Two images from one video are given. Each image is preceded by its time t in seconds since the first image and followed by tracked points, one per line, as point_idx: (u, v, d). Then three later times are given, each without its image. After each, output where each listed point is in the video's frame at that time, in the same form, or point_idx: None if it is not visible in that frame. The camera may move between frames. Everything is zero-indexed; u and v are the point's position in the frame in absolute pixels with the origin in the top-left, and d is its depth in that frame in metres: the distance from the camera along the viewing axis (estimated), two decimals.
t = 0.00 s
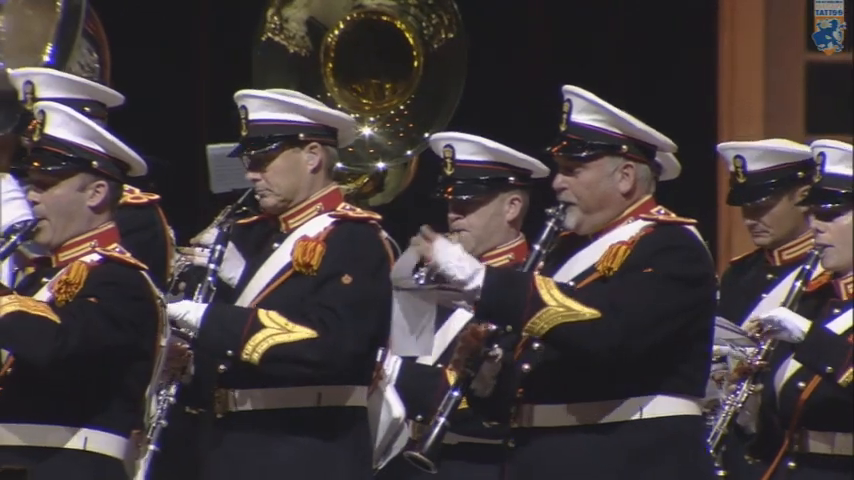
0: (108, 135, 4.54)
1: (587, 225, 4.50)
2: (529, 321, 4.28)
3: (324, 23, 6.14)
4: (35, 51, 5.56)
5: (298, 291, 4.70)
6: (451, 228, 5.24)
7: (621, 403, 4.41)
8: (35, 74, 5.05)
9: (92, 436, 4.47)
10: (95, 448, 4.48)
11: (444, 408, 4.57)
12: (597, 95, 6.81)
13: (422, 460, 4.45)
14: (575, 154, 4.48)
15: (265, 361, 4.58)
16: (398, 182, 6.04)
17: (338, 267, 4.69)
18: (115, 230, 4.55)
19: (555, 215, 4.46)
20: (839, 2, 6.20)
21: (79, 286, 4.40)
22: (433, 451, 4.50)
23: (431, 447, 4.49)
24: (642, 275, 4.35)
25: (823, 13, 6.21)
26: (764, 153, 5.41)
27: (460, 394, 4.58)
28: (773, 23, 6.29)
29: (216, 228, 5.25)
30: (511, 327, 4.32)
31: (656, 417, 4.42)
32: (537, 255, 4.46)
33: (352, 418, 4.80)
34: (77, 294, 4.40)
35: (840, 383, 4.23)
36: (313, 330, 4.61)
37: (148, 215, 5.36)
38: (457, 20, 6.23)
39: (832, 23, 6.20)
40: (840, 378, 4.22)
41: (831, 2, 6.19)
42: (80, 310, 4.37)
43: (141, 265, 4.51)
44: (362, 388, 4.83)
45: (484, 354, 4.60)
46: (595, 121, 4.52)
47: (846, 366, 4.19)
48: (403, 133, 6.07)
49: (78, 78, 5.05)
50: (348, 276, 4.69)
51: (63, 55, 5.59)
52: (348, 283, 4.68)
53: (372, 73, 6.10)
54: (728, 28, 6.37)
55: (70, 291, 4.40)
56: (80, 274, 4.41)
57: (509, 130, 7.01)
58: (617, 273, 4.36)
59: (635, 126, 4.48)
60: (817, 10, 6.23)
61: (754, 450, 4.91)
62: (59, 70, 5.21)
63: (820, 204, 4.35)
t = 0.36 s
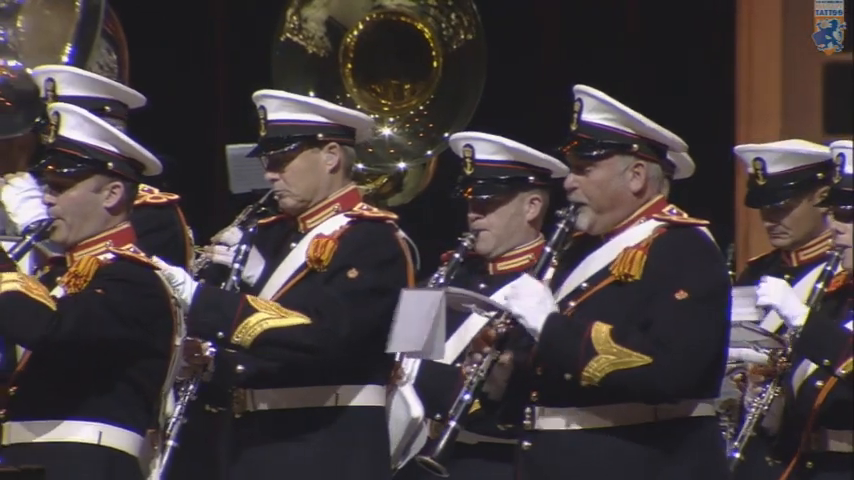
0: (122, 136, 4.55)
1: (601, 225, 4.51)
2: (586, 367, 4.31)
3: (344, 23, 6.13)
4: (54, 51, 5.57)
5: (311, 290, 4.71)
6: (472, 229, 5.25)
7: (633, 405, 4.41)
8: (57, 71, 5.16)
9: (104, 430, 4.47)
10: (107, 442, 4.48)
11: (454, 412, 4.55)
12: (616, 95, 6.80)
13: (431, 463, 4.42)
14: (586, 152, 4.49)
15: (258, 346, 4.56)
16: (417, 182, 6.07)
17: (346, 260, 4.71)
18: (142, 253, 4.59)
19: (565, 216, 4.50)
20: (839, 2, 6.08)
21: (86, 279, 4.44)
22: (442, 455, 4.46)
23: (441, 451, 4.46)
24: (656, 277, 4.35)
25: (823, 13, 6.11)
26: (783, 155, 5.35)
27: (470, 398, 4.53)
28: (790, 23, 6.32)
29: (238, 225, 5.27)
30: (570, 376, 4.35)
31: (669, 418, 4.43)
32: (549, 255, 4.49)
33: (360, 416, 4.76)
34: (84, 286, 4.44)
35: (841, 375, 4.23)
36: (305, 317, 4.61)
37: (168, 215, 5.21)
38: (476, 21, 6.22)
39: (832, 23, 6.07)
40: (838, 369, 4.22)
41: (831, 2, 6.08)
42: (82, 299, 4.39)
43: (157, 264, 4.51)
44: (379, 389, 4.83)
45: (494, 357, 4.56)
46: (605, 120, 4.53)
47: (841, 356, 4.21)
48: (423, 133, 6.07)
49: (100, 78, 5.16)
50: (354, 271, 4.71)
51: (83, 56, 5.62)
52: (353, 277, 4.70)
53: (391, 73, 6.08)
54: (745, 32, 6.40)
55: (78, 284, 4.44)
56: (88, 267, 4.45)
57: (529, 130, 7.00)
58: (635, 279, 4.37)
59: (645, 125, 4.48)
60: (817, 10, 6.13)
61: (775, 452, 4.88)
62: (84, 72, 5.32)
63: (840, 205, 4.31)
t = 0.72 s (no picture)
0: (127, 135, 4.56)
1: (613, 222, 4.51)
2: (598, 378, 4.33)
3: (356, 23, 6.15)
4: (65, 51, 5.57)
5: (323, 290, 4.73)
6: (486, 229, 5.30)
7: (644, 406, 4.41)
8: (73, 71, 5.08)
9: (115, 431, 4.46)
10: (118, 443, 4.46)
11: (463, 419, 4.47)
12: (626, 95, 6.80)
13: (442, 472, 4.34)
14: (604, 149, 4.47)
15: (291, 386, 4.63)
16: (430, 182, 6.05)
17: (366, 271, 4.72)
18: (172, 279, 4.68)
19: (571, 217, 4.56)
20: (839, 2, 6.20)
21: (93, 279, 4.41)
22: (451, 464, 4.37)
23: (450, 461, 4.37)
24: (670, 279, 4.36)
25: (823, 13, 6.24)
26: (797, 154, 5.36)
27: (480, 404, 4.47)
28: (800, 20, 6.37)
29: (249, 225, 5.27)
30: (586, 386, 4.38)
31: (682, 420, 4.43)
32: (553, 259, 4.52)
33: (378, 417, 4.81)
34: (91, 286, 4.41)
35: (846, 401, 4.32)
36: (332, 359, 4.61)
37: (181, 216, 5.20)
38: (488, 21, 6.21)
39: (832, 23, 6.20)
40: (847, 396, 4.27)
41: (831, 2, 6.20)
42: (91, 298, 4.36)
43: (162, 265, 4.50)
44: (390, 389, 4.85)
45: (502, 363, 4.51)
46: (627, 116, 4.52)
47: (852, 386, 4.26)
48: (436, 133, 6.06)
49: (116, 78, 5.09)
50: (373, 283, 4.72)
51: (95, 55, 5.64)
52: (372, 290, 4.71)
53: (404, 73, 6.10)
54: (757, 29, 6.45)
55: (85, 284, 4.41)
56: (95, 267, 4.41)
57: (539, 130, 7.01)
58: (649, 277, 4.37)
59: (669, 123, 4.48)
60: (817, 10, 6.25)
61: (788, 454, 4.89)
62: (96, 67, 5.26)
63: None
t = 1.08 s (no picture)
0: (137, 135, 4.53)
1: (630, 222, 4.53)
2: (613, 377, 4.32)
3: (371, 23, 6.16)
4: (79, 50, 5.52)
5: (336, 289, 4.74)
6: (500, 229, 5.31)
7: (658, 404, 4.37)
8: (90, 70, 5.09)
9: (128, 430, 4.42)
10: (132, 443, 4.43)
11: (479, 412, 4.46)
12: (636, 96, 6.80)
13: (455, 464, 4.30)
14: (625, 149, 4.48)
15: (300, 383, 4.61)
16: (444, 183, 6.06)
17: (379, 272, 4.72)
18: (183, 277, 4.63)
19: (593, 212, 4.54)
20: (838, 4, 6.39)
21: (104, 278, 4.39)
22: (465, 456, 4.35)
23: (464, 453, 4.35)
24: (687, 278, 4.36)
25: (823, 13, 6.39)
26: (813, 158, 5.22)
27: (496, 398, 4.44)
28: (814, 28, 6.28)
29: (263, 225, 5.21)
30: (600, 384, 4.37)
31: (696, 419, 4.37)
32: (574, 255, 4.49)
33: (391, 416, 4.80)
34: (102, 285, 4.39)
35: None
36: (345, 357, 4.59)
37: (201, 215, 5.21)
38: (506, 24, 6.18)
39: (832, 23, 6.35)
40: None
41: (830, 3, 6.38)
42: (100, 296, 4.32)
43: (174, 266, 4.49)
44: (403, 389, 4.84)
45: (521, 357, 4.48)
46: (648, 116, 4.52)
47: None
48: (452, 133, 6.07)
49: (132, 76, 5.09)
50: (387, 283, 4.71)
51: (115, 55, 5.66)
52: (386, 290, 4.70)
53: (419, 74, 6.12)
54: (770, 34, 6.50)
55: (95, 283, 4.39)
56: (107, 267, 4.40)
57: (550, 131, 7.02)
58: (667, 277, 4.38)
59: (691, 124, 4.49)
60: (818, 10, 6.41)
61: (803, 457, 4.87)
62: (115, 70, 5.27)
63: None
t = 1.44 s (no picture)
0: (146, 135, 4.49)
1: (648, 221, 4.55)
2: (630, 376, 4.34)
3: (382, 23, 6.20)
4: (88, 50, 5.54)
5: (345, 291, 4.70)
6: (512, 229, 5.31)
7: (676, 404, 4.38)
8: (108, 70, 5.15)
9: (140, 435, 4.37)
10: (144, 447, 4.37)
11: (498, 412, 4.56)
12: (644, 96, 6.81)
13: (477, 465, 4.45)
14: (641, 147, 4.49)
15: (314, 389, 4.57)
16: (455, 184, 6.09)
17: (389, 273, 4.69)
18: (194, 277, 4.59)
19: (610, 212, 4.59)
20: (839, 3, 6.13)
21: (120, 291, 4.31)
22: (486, 457, 4.47)
23: (484, 454, 4.47)
24: (702, 278, 4.36)
25: (823, 13, 6.14)
26: (829, 159, 5.19)
27: (514, 399, 4.55)
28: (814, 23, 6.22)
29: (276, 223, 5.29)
30: (617, 384, 4.38)
31: (712, 419, 4.38)
32: (590, 255, 4.56)
33: (405, 417, 4.81)
34: (118, 298, 4.31)
35: None
36: (361, 359, 4.56)
37: (219, 215, 5.22)
38: (516, 22, 6.16)
39: (832, 23, 6.10)
40: None
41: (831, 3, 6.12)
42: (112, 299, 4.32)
43: (186, 267, 4.43)
44: (414, 390, 4.85)
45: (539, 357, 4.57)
46: (665, 115, 4.53)
47: None
48: (462, 133, 6.08)
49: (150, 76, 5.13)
50: (397, 285, 4.68)
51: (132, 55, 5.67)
52: (397, 291, 4.67)
53: (429, 74, 6.16)
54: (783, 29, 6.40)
55: (110, 295, 4.30)
56: (122, 278, 4.31)
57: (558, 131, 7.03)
58: (682, 276, 4.38)
59: (705, 121, 4.50)
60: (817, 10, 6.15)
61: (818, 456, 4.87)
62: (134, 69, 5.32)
63: None
